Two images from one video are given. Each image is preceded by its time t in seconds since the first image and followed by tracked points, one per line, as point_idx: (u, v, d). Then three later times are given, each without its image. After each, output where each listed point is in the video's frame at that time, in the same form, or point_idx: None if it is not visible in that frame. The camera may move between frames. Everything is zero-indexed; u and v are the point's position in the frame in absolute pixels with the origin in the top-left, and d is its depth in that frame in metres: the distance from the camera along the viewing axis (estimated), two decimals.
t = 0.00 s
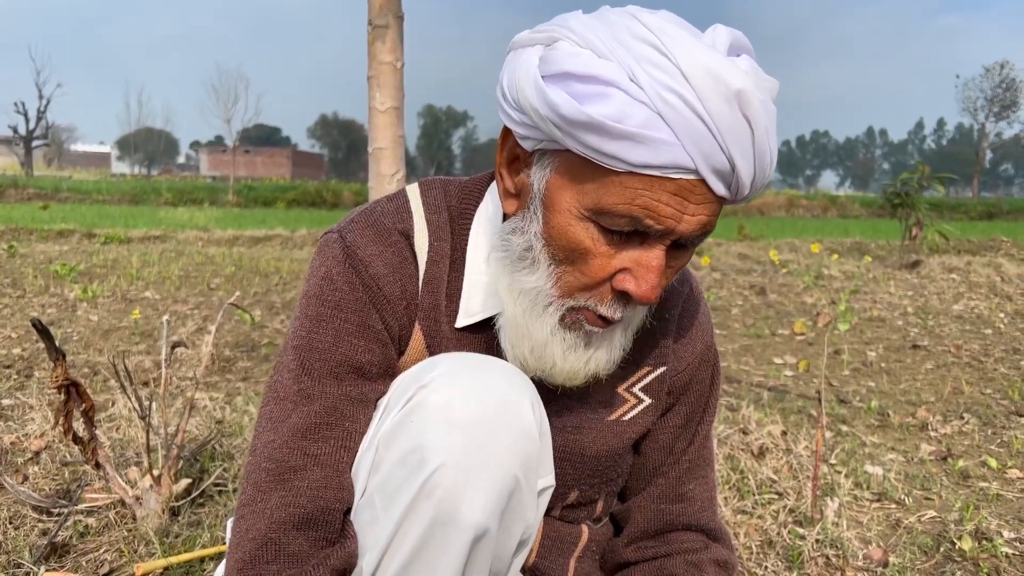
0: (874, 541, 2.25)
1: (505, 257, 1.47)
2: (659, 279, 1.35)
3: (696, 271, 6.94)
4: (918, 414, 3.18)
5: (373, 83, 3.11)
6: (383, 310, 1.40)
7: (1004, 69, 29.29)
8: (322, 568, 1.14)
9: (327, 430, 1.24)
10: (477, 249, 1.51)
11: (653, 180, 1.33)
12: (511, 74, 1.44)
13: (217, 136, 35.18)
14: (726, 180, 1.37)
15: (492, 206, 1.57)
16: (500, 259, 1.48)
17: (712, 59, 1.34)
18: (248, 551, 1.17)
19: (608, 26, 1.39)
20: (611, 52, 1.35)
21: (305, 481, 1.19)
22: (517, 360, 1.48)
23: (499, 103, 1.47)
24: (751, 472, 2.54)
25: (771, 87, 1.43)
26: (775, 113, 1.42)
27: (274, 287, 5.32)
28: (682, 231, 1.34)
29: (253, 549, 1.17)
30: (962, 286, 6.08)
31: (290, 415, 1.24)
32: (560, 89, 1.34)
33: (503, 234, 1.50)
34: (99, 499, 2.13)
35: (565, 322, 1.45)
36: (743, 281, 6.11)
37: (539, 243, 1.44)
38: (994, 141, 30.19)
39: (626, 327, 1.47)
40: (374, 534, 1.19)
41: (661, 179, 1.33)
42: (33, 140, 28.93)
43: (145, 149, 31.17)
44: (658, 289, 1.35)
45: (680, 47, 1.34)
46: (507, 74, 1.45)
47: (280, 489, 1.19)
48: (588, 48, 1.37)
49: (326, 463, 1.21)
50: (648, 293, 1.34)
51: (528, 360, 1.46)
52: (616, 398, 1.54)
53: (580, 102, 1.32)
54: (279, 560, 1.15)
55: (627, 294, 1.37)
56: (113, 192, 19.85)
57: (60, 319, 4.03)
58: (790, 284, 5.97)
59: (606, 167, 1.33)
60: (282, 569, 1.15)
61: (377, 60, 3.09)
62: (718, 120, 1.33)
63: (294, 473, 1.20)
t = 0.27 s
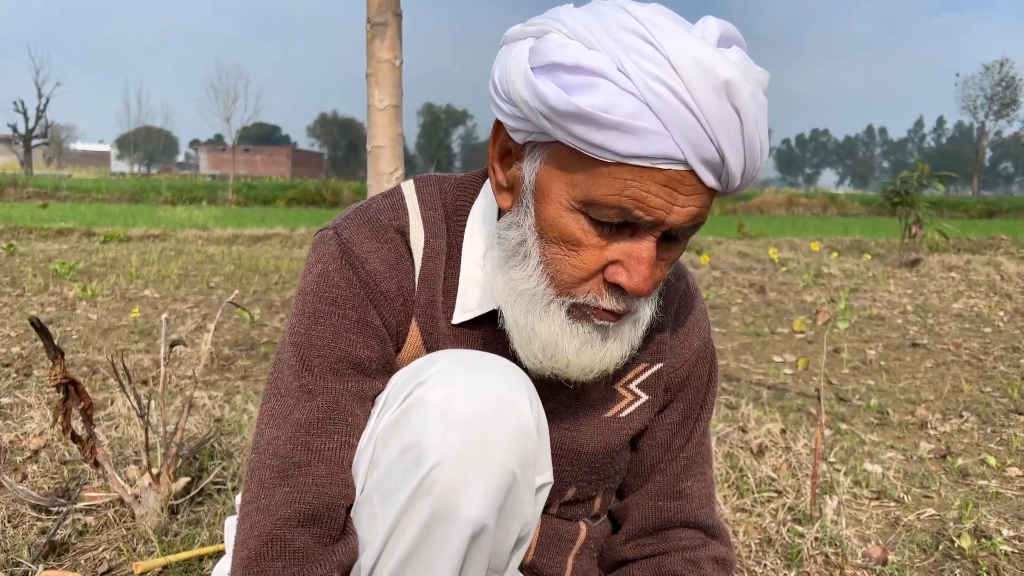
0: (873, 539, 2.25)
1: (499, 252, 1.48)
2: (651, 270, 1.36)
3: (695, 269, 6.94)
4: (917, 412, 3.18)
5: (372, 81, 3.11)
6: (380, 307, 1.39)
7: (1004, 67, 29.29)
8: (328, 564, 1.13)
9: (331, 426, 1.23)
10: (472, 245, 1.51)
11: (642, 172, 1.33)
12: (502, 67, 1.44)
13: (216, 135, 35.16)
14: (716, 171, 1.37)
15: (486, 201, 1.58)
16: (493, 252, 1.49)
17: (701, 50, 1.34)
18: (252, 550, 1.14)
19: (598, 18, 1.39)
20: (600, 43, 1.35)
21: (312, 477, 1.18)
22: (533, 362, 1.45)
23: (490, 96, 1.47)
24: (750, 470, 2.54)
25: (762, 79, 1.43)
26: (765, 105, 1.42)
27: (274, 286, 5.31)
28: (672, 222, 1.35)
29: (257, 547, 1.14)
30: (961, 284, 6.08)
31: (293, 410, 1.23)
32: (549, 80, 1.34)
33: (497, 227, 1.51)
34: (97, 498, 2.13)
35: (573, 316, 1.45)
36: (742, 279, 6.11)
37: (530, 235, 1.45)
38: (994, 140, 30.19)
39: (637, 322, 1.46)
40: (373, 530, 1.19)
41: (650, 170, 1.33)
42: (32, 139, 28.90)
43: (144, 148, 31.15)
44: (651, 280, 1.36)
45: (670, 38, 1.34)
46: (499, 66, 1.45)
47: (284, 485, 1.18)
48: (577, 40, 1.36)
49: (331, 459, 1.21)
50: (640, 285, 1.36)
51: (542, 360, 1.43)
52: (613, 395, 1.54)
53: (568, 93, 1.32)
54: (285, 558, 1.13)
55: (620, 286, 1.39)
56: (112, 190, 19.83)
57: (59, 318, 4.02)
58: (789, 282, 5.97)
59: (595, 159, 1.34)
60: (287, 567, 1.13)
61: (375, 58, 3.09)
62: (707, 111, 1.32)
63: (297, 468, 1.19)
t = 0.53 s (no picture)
0: (873, 537, 2.25)
1: (497, 248, 1.49)
2: (648, 266, 1.36)
3: (696, 268, 6.94)
4: (918, 410, 3.18)
5: (372, 80, 3.11)
6: (374, 305, 1.40)
7: (1005, 65, 29.27)
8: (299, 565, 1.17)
9: (313, 428, 1.24)
10: (472, 241, 1.51)
11: (639, 167, 1.33)
12: (500, 64, 1.44)
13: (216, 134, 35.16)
14: (713, 167, 1.37)
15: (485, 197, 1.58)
16: (491, 248, 1.50)
17: (698, 47, 1.34)
18: (230, 547, 1.18)
19: (596, 15, 1.39)
20: (597, 39, 1.35)
21: (289, 478, 1.19)
22: (526, 357, 1.45)
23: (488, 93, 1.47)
24: (750, 468, 2.54)
25: (759, 75, 1.43)
26: (762, 102, 1.42)
27: (274, 284, 5.32)
28: (669, 218, 1.35)
29: (236, 545, 1.18)
30: (962, 283, 6.08)
31: (278, 411, 1.25)
32: (546, 76, 1.34)
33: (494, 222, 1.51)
34: (98, 496, 2.14)
35: (568, 309, 1.44)
36: (742, 278, 6.11)
37: (528, 231, 1.45)
38: (994, 139, 30.18)
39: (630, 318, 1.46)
40: (366, 527, 1.17)
41: (647, 166, 1.33)
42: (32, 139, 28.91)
43: (144, 147, 31.15)
44: (648, 275, 1.36)
45: (667, 34, 1.34)
46: (497, 63, 1.46)
47: (265, 486, 1.20)
48: (575, 36, 1.36)
49: (311, 459, 1.21)
50: (637, 280, 1.36)
51: (534, 353, 1.44)
52: (613, 392, 1.54)
53: (565, 89, 1.32)
54: (260, 557, 1.17)
55: (617, 282, 1.38)
56: (112, 190, 19.83)
57: (60, 316, 4.02)
58: (789, 280, 5.97)
59: (592, 155, 1.34)
60: (262, 565, 1.17)
61: (375, 56, 3.09)
62: (704, 107, 1.32)
63: (277, 470, 1.20)
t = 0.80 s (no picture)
0: (874, 537, 2.25)
1: (495, 247, 1.48)
2: (645, 267, 1.36)
3: (696, 267, 6.94)
4: (919, 410, 3.17)
5: (373, 80, 3.11)
6: (370, 305, 1.40)
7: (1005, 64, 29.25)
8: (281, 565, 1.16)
9: (303, 430, 1.25)
10: (472, 241, 1.51)
11: (637, 167, 1.33)
12: (499, 64, 1.44)
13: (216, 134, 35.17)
14: (711, 167, 1.37)
15: (485, 199, 1.58)
16: (488, 247, 1.49)
17: (697, 47, 1.34)
18: (218, 548, 1.20)
19: (594, 15, 1.39)
20: (596, 39, 1.35)
21: (274, 480, 1.21)
22: (512, 356, 1.46)
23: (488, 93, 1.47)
24: (751, 468, 2.54)
25: (758, 75, 1.43)
26: (761, 102, 1.42)
27: (275, 284, 5.32)
28: (667, 218, 1.35)
29: (225, 546, 1.20)
30: (963, 282, 6.07)
31: (267, 415, 1.27)
32: (544, 76, 1.34)
33: (493, 224, 1.51)
34: (100, 497, 2.14)
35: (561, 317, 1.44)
36: (743, 277, 6.11)
37: (527, 232, 1.45)
38: (995, 138, 30.16)
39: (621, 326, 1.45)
40: (360, 527, 1.17)
41: (645, 166, 1.33)
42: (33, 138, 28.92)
43: (145, 147, 31.17)
44: (645, 276, 1.36)
45: (665, 34, 1.34)
46: (496, 63, 1.46)
47: (253, 489, 1.22)
48: (574, 36, 1.36)
49: (297, 459, 1.22)
50: (634, 281, 1.35)
51: (521, 354, 1.44)
52: (614, 392, 1.54)
53: (563, 88, 1.32)
54: (246, 558, 1.18)
55: (614, 282, 1.38)
56: (113, 189, 19.84)
57: (60, 317, 4.03)
58: (790, 280, 5.97)
59: (591, 154, 1.33)
60: (249, 566, 1.18)
61: (376, 56, 3.09)
62: (702, 107, 1.32)
63: (267, 473, 1.22)
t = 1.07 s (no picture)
0: (877, 538, 2.24)
1: (498, 248, 1.48)
2: (648, 265, 1.36)
3: (697, 267, 6.94)
4: (921, 410, 3.17)
5: (375, 80, 3.11)
6: (374, 304, 1.40)
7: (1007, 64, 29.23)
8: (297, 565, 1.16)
9: (311, 427, 1.25)
10: (474, 242, 1.51)
11: (638, 167, 1.33)
12: (500, 64, 1.44)
13: (217, 134, 35.20)
14: (712, 166, 1.37)
15: (487, 199, 1.58)
16: (493, 248, 1.49)
17: (696, 46, 1.34)
18: (228, 548, 1.19)
19: (595, 15, 1.39)
20: (595, 39, 1.34)
21: (285, 477, 1.20)
22: (531, 354, 1.44)
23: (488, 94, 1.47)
24: (753, 469, 2.54)
25: (758, 74, 1.43)
26: (762, 101, 1.42)
27: (277, 284, 5.32)
28: (668, 218, 1.35)
29: (235, 545, 1.19)
30: (964, 282, 6.07)
31: (274, 412, 1.27)
32: (544, 76, 1.34)
33: (496, 223, 1.51)
34: (102, 497, 2.14)
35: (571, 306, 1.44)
36: (744, 277, 6.11)
37: (530, 230, 1.45)
38: (996, 138, 30.14)
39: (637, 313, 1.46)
40: (364, 526, 1.17)
41: (647, 166, 1.33)
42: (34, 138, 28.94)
43: (146, 147, 31.19)
44: (648, 274, 1.36)
45: (665, 34, 1.34)
46: (497, 63, 1.45)
47: (262, 487, 1.22)
48: (574, 36, 1.36)
49: (308, 457, 1.22)
50: (637, 279, 1.36)
51: (544, 351, 1.42)
52: (616, 392, 1.54)
53: (563, 89, 1.32)
54: (258, 557, 1.17)
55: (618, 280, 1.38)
56: (114, 189, 19.85)
57: (62, 317, 4.03)
58: (792, 280, 5.96)
59: (592, 155, 1.33)
60: (261, 565, 1.17)
61: (378, 57, 3.08)
62: (702, 107, 1.32)
63: (276, 471, 1.22)
